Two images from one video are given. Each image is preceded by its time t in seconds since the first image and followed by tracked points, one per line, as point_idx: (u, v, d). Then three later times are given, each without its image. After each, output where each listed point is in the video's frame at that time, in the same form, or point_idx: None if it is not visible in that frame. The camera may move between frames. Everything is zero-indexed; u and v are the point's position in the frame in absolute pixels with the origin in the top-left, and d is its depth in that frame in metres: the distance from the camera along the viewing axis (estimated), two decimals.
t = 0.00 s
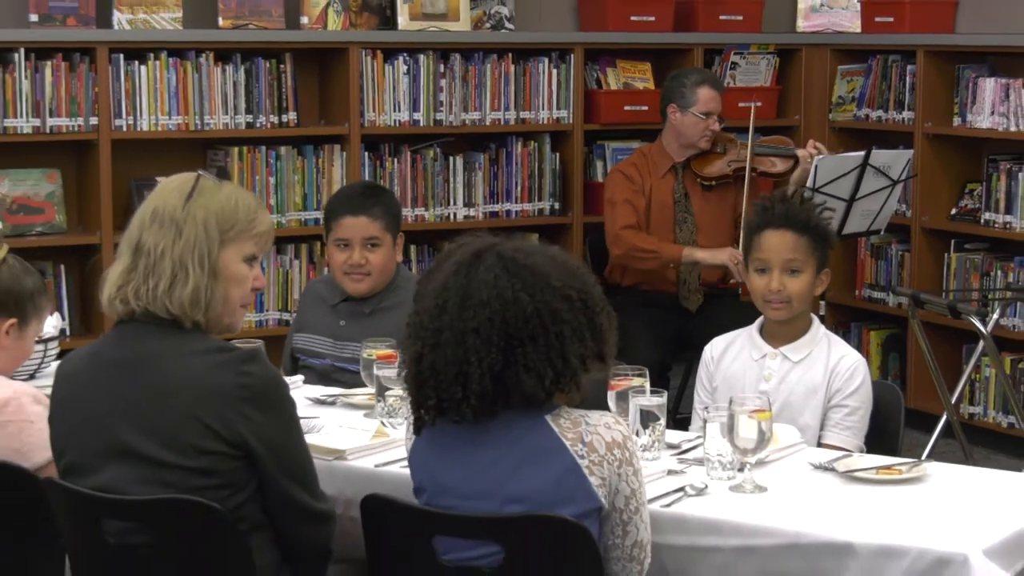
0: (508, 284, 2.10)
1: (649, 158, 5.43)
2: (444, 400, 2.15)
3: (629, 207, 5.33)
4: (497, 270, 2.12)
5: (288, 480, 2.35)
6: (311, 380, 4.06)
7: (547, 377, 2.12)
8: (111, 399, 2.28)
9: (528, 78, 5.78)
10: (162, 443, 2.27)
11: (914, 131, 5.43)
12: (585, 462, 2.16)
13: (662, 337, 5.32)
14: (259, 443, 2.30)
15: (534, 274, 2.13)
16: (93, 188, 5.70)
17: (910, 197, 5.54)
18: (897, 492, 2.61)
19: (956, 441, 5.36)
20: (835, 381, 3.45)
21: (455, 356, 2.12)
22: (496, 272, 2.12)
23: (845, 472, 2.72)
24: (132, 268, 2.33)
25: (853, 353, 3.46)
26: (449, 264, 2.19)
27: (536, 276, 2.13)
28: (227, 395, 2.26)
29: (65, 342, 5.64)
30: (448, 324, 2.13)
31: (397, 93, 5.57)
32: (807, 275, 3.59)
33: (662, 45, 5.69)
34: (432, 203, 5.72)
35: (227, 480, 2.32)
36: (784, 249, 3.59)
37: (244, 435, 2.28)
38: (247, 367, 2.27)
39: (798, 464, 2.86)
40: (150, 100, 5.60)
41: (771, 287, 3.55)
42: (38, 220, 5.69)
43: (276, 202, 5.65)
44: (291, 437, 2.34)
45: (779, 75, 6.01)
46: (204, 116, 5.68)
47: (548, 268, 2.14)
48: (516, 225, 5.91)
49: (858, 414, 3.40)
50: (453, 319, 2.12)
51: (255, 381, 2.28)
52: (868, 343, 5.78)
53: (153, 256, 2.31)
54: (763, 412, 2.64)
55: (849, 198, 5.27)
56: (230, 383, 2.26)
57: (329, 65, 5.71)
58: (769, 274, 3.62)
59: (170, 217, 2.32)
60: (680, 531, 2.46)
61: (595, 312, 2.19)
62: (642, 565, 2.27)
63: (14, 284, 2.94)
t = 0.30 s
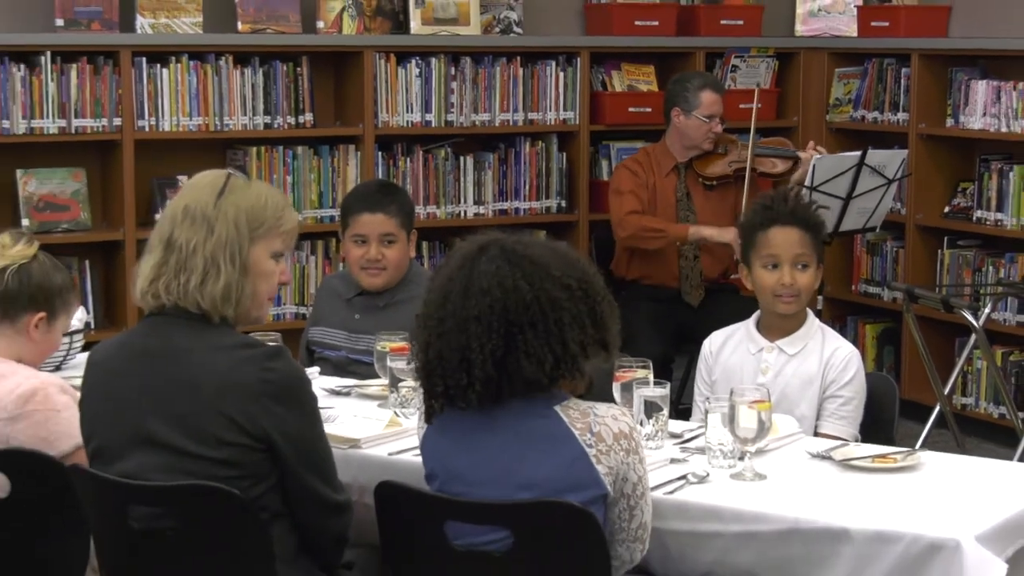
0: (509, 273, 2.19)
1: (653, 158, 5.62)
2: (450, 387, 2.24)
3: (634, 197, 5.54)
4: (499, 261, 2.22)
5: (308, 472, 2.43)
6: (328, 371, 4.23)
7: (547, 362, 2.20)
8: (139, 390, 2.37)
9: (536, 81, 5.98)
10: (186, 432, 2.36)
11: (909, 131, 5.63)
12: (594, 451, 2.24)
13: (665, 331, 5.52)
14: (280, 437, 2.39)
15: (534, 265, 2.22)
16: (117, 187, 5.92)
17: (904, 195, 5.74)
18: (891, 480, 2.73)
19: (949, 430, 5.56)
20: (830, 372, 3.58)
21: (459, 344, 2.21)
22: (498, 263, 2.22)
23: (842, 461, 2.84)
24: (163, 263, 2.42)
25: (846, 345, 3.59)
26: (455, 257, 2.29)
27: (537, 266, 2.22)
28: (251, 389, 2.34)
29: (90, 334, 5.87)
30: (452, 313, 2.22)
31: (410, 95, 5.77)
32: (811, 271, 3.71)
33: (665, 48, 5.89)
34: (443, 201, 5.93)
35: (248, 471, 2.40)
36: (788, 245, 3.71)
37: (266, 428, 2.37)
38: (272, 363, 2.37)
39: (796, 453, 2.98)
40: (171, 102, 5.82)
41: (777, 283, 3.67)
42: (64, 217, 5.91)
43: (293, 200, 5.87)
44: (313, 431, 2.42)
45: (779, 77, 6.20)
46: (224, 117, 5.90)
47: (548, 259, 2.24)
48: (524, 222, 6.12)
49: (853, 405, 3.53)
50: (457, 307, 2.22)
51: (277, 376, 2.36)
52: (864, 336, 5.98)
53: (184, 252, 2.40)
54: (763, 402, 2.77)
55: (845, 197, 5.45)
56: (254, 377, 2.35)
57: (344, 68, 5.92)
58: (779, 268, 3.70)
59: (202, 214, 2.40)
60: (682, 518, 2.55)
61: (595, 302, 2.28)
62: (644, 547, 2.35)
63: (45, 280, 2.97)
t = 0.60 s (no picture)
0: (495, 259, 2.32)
1: (656, 157, 5.83)
2: (444, 368, 2.40)
3: (638, 191, 5.75)
4: (492, 249, 2.35)
5: (324, 477, 2.49)
6: (343, 361, 4.44)
7: (526, 345, 2.30)
8: (162, 387, 2.47)
9: (543, 82, 6.18)
10: (205, 429, 2.46)
11: (903, 130, 5.83)
12: (598, 439, 2.36)
13: (667, 324, 5.72)
14: (295, 443, 2.45)
15: (524, 253, 2.34)
16: (139, 185, 6.14)
17: (898, 193, 5.95)
18: (888, 468, 2.88)
19: (942, 420, 5.76)
20: (826, 363, 3.75)
21: (446, 325, 2.36)
22: (492, 251, 2.35)
23: (839, 449, 3.00)
24: (200, 260, 2.50)
25: (841, 337, 3.77)
26: (461, 247, 2.44)
27: (526, 254, 2.33)
28: (267, 395, 2.42)
29: (112, 327, 6.09)
30: (444, 297, 2.37)
31: (421, 96, 5.98)
32: (806, 265, 3.88)
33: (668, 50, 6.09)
34: (453, 198, 6.14)
35: (263, 473, 2.48)
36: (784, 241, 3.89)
37: (281, 433, 2.44)
38: (290, 370, 2.44)
39: (794, 441, 3.13)
40: (191, 102, 6.03)
41: (772, 278, 3.85)
42: (87, 213, 6.12)
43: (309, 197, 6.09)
44: (328, 437, 2.49)
45: (777, 78, 6.39)
46: (241, 117, 6.12)
47: (540, 247, 2.35)
48: (531, 219, 6.32)
49: (848, 394, 3.71)
50: (448, 292, 2.36)
51: (296, 383, 2.43)
52: (859, 328, 6.19)
53: (223, 250, 2.48)
54: (762, 393, 2.91)
55: (842, 193, 5.65)
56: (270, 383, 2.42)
57: (358, 70, 6.13)
58: (774, 264, 3.88)
59: (243, 214, 2.49)
60: (682, 502, 2.72)
61: (586, 293, 2.35)
62: (645, 533, 2.48)
63: (73, 274, 3.08)
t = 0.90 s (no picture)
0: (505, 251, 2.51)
1: (660, 156, 6.04)
2: (456, 356, 2.58)
3: (644, 188, 5.95)
4: (503, 243, 2.55)
5: (348, 473, 2.56)
6: (356, 353, 4.65)
7: (534, 333, 2.48)
8: (193, 381, 2.55)
9: (549, 84, 6.40)
10: (232, 422, 2.53)
11: (897, 131, 6.04)
12: (603, 429, 2.53)
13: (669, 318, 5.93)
14: (319, 440, 2.51)
15: (533, 247, 2.53)
16: (158, 184, 6.36)
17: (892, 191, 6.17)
18: (881, 456, 3.01)
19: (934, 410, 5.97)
20: (822, 354, 3.90)
21: (457, 315, 2.55)
22: (502, 245, 2.55)
23: (834, 439, 3.12)
24: (234, 258, 2.60)
25: (837, 329, 3.91)
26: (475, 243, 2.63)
27: (535, 248, 2.53)
28: (295, 392, 2.48)
29: (134, 320, 6.33)
30: (457, 288, 2.56)
31: (431, 97, 6.19)
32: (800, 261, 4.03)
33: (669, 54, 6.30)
34: (462, 196, 6.35)
35: (286, 467, 2.54)
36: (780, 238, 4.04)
37: (306, 430, 2.50)
38: (318, 369, 2.50)
39: (791, 430, 3.27)
40: (210, 103, 6.25)
41: (768, 275, 3.99)
42: (109, 211, 6.35)
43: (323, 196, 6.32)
44: (352, 435, 2.54)
45: (776, 80, 6.63)
46: (258, 118, 6.34)
47: (547, 242, 2.54)
48: (537, 216, 6.54)
49: (843, 384, 3.86)
50: (460, 283, 2.56)
51: (323, 380, 2.49)
52: (854, 322, 6.40)
53: (256, 249, 2.58)
54: (760, 385, 3.05)
55: (838, 191, 5.85)
56: (297, 380, 2.48)
57: (370, 72, 6.35)
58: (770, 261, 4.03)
59: (276, 214, 2.60)
60: (683, 490, 2.85)
61: (592, 285, 2.54)
62: (646, 523, 2.65)
63: (98, 271, 3.16)
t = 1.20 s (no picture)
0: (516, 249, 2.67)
1: (665, 157, 6.25)
2: (467, 349, 2.74)
3: (652, 188, 6.16)
4: (514, 241, 2.71)
5: (364, 456, 2.69)
6: (368, 345, 4.88)
7: (545, 326, 2.64)
8: (217, 370, 2.67)
9: (555, 86, 6.62)
10: (254, 409, 2.65)
11: (891, 131, 6.27)
12: (608, 419, 2.67)
13: (671, 311, 6.15)
14: (339, 424, 2.65)
15: (542, 244, 2.70)
16: (179, 183, 6.60)
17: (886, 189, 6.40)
18: (872, 445, 3.19)
19: (927, 401, 6.19)
20: (818, 347, 4.07)
21: (470, 309, 2.70)
22: (513, 242, 2.71)
23: (830, 429, 3.28)
24: (254, 254, 2.74)
25: (832, 322, 4.08)
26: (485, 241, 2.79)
27: (544, 245, 2.69)
28: (317, 378, 2.61)
29: (155, 313, 6.58)
30: (470, 284, 2.72)
31: (441, 98, 6.41)
32: (794, 258, 4.20)
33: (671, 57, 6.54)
34: (471, 194, 6.57)
35: (306, 451, 2.67)
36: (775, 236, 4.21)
37: (327, 415, 2.64)
38: (338, 356, 2.64)
39: (789, 421, 3.43)
40: (228, 104, 6.48)
41: (763, 271, 4.17)
42: (131, 208, 6.59)
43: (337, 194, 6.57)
44: (370, 420, 2.68)
45: (774, 82, 6.87)
46: (275, 118, 6.57)
47: (556, 239, 2.71)
48: (543, 214, 6.77)
49: (839, 375, 4.02)
50: (473, 279, 2.72)
51: (344, 366, 2.63)
52: (849, 316, 6.63)
53: (275, 244, 2.73)
54: (759, 376, 3.21)
55: (833, 190, 6.05)
56: (319, 368, 2.61)
57: (383, 74, 6.58)
58: (763, 258, 4.20)
59: (293, 211, 2.75)
60: (683, 478, 2.99)
61: (599, 281, 2.71)
62: (647, 507, 2.80)
63: (123, 267, 3.32)
